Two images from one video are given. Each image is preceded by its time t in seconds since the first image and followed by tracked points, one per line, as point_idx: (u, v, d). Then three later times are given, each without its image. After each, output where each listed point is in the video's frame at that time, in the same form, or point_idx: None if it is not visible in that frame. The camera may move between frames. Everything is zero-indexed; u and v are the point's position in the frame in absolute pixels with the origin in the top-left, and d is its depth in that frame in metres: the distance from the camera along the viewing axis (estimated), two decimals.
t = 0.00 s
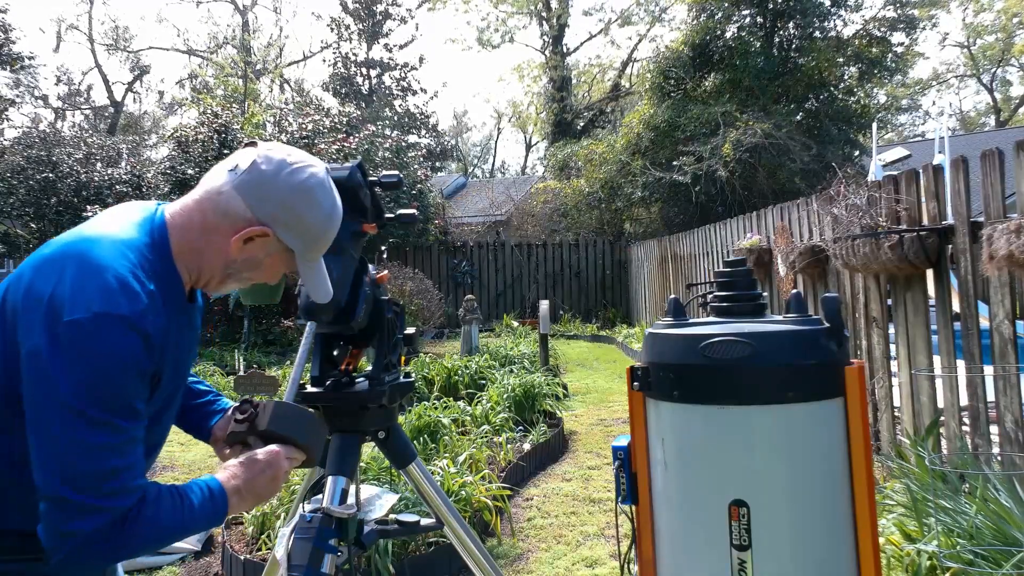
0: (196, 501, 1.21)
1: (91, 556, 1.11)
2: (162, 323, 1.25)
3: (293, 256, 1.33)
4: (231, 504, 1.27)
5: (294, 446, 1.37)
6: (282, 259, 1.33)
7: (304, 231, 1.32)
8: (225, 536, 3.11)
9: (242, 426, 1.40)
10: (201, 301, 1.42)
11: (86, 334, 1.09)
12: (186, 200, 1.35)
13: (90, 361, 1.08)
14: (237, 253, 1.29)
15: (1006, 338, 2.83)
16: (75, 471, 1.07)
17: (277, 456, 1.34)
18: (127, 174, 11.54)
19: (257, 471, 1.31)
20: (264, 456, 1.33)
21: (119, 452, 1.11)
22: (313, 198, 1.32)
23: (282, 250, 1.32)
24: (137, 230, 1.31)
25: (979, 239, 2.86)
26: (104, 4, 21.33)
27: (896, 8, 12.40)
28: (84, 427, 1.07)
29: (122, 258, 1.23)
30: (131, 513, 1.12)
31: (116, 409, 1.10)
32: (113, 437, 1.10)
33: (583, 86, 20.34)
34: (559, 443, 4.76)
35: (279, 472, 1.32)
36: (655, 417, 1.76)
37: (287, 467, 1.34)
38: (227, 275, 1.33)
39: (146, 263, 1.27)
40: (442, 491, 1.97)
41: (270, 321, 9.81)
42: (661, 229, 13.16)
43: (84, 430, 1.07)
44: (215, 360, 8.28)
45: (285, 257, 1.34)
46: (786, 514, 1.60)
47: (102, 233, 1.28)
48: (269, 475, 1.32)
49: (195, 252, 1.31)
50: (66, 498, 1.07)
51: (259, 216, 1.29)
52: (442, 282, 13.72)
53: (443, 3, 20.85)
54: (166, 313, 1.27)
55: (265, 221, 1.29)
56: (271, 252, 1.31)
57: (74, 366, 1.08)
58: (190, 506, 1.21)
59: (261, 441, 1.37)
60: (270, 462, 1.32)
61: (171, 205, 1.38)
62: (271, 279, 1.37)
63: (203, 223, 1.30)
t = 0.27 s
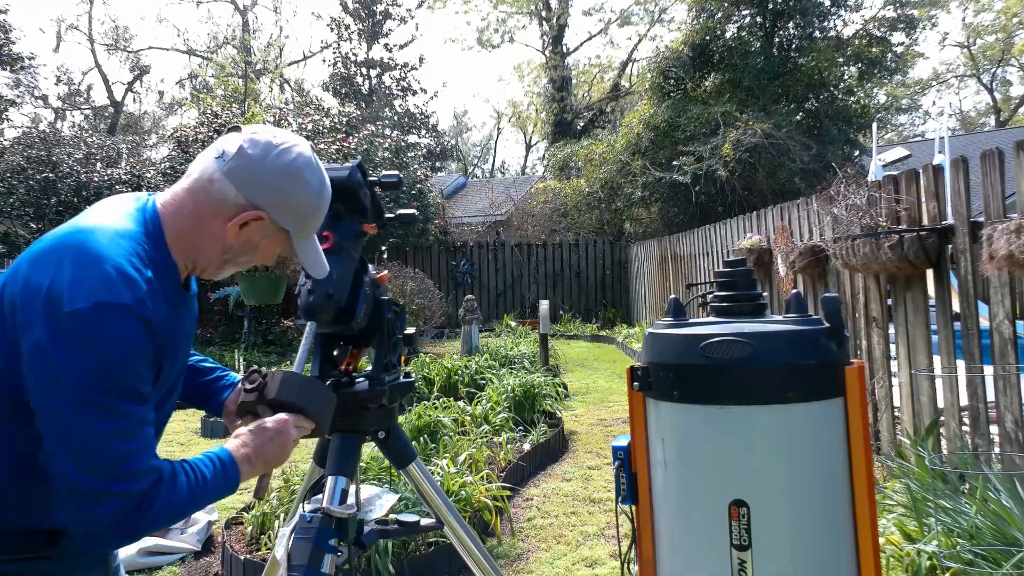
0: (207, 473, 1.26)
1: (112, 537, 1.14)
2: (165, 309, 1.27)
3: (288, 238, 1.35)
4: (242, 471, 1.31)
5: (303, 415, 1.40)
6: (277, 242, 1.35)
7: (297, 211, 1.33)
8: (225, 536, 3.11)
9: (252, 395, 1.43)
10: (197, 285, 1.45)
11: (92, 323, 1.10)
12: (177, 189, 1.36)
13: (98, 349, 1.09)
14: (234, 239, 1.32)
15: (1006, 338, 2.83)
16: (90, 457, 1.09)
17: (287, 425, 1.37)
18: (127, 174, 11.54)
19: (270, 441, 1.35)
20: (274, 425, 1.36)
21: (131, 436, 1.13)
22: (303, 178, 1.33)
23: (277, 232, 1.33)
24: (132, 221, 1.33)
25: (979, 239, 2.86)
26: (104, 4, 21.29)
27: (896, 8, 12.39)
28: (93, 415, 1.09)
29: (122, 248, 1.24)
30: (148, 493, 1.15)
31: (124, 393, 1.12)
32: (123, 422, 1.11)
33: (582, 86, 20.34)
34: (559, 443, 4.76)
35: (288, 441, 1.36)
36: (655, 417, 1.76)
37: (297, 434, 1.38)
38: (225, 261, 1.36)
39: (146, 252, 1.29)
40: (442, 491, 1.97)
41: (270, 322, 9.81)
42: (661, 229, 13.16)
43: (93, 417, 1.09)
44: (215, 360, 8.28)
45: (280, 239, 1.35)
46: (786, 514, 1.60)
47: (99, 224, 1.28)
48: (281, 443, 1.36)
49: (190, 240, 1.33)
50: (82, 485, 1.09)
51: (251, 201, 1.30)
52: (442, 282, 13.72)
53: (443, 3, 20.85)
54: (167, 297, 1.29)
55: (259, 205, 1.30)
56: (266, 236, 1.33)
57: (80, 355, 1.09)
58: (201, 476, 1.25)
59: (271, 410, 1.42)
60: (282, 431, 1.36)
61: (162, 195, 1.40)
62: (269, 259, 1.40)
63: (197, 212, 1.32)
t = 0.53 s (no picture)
0: (219, 449, 1.29)
1: (131, 511, 1.18)
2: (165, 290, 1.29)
3: (282, 214, 1.38)
4: (251, 444, 1.34)
5: (310, 391, 1.41)
6: (272, 218, 1.38)
7: (288, 187, 1.36)
8: (225, 536, 3.11)
9: (260, 368, 1.40)
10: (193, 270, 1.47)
11: (99, 307, 1.12)
12: (167, 174, 1.38)
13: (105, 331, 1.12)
14: (230, 219, 1.34)
15: (1006, 338, 2.83)
16: (104, 437, 1.12)
17: (294, 401, 1.38)
18: (127, 175, 11.54)
19: (279, 418, 1.36)
20: (282, 400, 1.37)
21: (140, 413, 1.15)
22: (291, 154, 1.35)
23: (272, 208, 1.36)
24: (128, 207, 1.35)
25: (979, 239, 2.86)
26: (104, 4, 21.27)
27: (896, 8, 12.39)
28: (103, 395, 1.11)
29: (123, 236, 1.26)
30: (164, 467, 1.19)
31: (131, 371, 1.15)
32: (132, 400, 1.14)
33: (582, 86, 20.34)
34: (559, 443, 4.76)
35: (296, 416, 1.37)
36: (655, 417, 1.76)
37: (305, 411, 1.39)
38: (222, 242, 1.39)
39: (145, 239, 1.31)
40: (442, 492, 1.97)
41: (270, 322, 9.81)
42: (661, 229, 13.16)
43: (104, 397, 1.11)
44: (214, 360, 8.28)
45: (274, 216, 1.38)
46: (787, 514, 1.60)
47: (96, 212, 1.30)
48: (288, 417, 1.37)
49: (186, 224, 1.35)
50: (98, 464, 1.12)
51: (243, 179, 1.32)
52: (442, 282, 13.72)
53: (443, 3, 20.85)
54: (165, 279, 1.32)
55: (250, 182, 1.32)
56: (260, 213, 1.36)
57: (88, 337, 1.11)
58: (214, 453, 1.28)
59: (279, 385, 1.40)
60: (292, 408, 1.37)
61: (153, 182, 1.41)
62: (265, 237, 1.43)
63: (190, 195, 1.34)
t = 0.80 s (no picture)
0: (226, 436, 1.29)
1: (140, 495, 1.18)
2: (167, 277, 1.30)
3: (276, 196, 1.39)
4: (258, 434, 1.34)
5: (314, 383, 1.40)
6: (267, 200, 1.39)
7: (282, 168, 1.37)
8: (225, 536, 3.11)
9: (265, 361, 1.42)
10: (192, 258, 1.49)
11: (103, 289, 1.14)
12: (162, 162, 1.39)
13: (108, 314, 1.13)
14: (224, 202, 1.36)
15: (1006, 338, 2.83)
16: (110, 419, 1.12)
17: (300, 392, 1.38)
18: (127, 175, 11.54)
19: (284, 410, 1.36)
20: (288, 391, 1.37)
21: (146, 396, 1.16)
22: (284, 135, 1.36)
23: (265, 190, 1.37)
24: (127, 195, 1.37)
25: (979, 239, 2.86)
26: (104, 3, 21.20)
27: (896, 8, 12.40)
28: (108, 376, 1.12)
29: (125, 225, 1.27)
30: (170, 451, 1.19)
31: (137, 353, 1.16)
32: (137, 382, 1.15)
33: (582, 86, 20.36)
34: (559, 443, 4.76)
35: (302, 408, 1.37)
36: (655, 417, 1.76)
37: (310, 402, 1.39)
38: (218, 227, 1.40)
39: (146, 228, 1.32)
40: (442, 491, 1.97)
41: (270, 322, 9.82)
42: (661, 229, 13.15)
43: (109, 378, 1.12)
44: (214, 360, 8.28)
45: (269, 198, 1.39)
46: (786, 514, 1.60)
47: (95, 203, 1.31)
48: (294, 408, 1.36)
49: (183, 209, 1.37)
50: (105, 446, 1.13)
51: (236, 161, 1.33)
52: (442, 282, 13.72)
53: (443, 3, 20.86)
54: (165, 266, 1.32)
55: (243, 163, 1.34)
56: (254, 195, 1.37)
57: (92, 319, 1.12)
58: (221, 440, 1.28)
59: (283, 377, 1.40)
60: (297, 399, 1.37)
61: (149, 170, 1.43)
62: (262, 222, 1.44)
63: (185, 181, 1.36)
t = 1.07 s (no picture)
0: (219, 439, 1.28)
1: (129, 484, 1.18)
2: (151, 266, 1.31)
3: (258, 175, 1.42)
4: (252, 443, 1.33)
5: (311, 397, 1.39)
6: (250, 182, 1.42)
7: (263, 148, 1.41)
8: (225, 536, 3.11)
9: (263, 374, 1.41)
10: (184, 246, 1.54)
11: (85, 274, 1.16)
12: (149, 150, 1.45)
13: (90, 299, 1.15)
14: (207, 183, 1.40)
15: (1006, 338, 2.83)
16: (93, 403, 1.13)
17: (297, 405, 1.38)
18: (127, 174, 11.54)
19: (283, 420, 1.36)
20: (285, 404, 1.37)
21: (131, 380, 1.17)
22: (263, 116, 1.40)
23: (248, 170, 1.41)
24: (115, 184, 1.42)
25: (979, 239, 2.86)
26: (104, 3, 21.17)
27: (897, 8, 12.41)
28: (89, 359, 1.13)
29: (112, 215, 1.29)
30: (155, 437, 1.19)
31: (118, 336, 1.17)
32: (119, 366, 1.16)
33: (582, 86, 20.36)
34: (559, 443, 4.76)
35: (299, 420, 1.37)
36: (655, 417, 1.76)
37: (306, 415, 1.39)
38: (202, 211, 1.44)
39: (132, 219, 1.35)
40: (442, 491, 1.97)
41: (270, 321, 9.82)
42: (661, 229, 13.15)
43: (91, 360, 1.13)
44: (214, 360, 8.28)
45: (252, 178, 1.42)
46: (787, 514, 1.60)
47: (81, 194, 1.34)
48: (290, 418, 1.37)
49: (168, 195, 1.42)
50: (90, 431, 1.14)
51: (216, 142, 1.37)
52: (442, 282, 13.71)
53: (443, 3, 20.86)
54: (149, 254, 1.34)
55: (224, 144, 1.37)
56: (236, 175, 1.40)
57: (74, 303, 1.14)
58: (212, 442, 1.27)
59: (281, 391, 1.40)
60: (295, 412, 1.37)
61: (137, 160, 1.49)
62: (247, 207, 1.47)
63: (170, 167, 1.40)
